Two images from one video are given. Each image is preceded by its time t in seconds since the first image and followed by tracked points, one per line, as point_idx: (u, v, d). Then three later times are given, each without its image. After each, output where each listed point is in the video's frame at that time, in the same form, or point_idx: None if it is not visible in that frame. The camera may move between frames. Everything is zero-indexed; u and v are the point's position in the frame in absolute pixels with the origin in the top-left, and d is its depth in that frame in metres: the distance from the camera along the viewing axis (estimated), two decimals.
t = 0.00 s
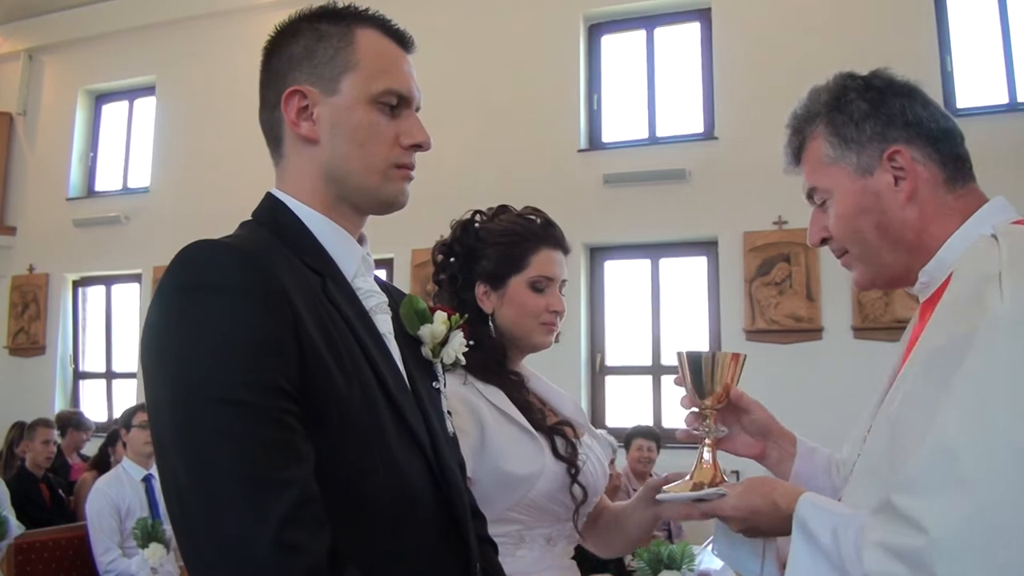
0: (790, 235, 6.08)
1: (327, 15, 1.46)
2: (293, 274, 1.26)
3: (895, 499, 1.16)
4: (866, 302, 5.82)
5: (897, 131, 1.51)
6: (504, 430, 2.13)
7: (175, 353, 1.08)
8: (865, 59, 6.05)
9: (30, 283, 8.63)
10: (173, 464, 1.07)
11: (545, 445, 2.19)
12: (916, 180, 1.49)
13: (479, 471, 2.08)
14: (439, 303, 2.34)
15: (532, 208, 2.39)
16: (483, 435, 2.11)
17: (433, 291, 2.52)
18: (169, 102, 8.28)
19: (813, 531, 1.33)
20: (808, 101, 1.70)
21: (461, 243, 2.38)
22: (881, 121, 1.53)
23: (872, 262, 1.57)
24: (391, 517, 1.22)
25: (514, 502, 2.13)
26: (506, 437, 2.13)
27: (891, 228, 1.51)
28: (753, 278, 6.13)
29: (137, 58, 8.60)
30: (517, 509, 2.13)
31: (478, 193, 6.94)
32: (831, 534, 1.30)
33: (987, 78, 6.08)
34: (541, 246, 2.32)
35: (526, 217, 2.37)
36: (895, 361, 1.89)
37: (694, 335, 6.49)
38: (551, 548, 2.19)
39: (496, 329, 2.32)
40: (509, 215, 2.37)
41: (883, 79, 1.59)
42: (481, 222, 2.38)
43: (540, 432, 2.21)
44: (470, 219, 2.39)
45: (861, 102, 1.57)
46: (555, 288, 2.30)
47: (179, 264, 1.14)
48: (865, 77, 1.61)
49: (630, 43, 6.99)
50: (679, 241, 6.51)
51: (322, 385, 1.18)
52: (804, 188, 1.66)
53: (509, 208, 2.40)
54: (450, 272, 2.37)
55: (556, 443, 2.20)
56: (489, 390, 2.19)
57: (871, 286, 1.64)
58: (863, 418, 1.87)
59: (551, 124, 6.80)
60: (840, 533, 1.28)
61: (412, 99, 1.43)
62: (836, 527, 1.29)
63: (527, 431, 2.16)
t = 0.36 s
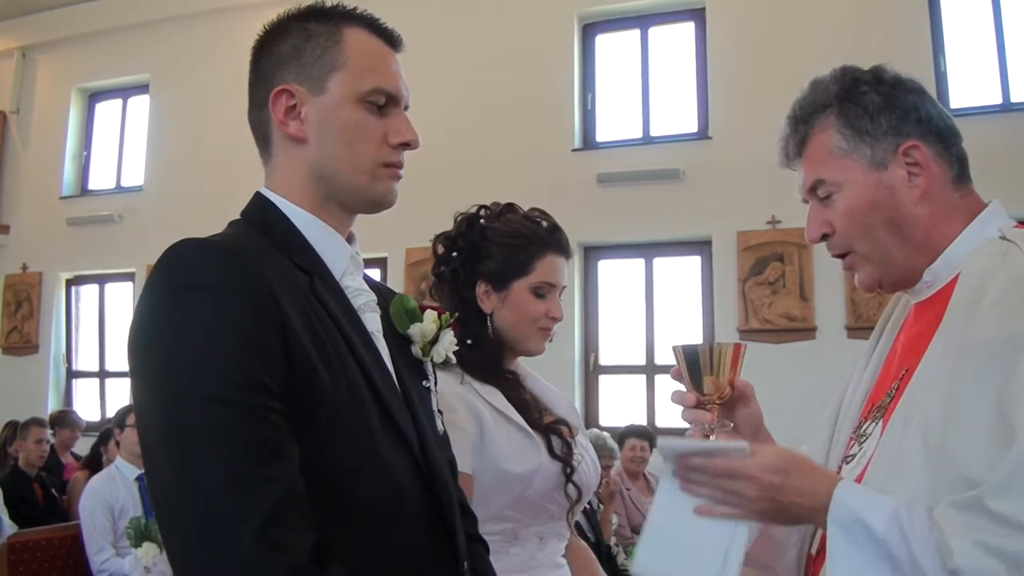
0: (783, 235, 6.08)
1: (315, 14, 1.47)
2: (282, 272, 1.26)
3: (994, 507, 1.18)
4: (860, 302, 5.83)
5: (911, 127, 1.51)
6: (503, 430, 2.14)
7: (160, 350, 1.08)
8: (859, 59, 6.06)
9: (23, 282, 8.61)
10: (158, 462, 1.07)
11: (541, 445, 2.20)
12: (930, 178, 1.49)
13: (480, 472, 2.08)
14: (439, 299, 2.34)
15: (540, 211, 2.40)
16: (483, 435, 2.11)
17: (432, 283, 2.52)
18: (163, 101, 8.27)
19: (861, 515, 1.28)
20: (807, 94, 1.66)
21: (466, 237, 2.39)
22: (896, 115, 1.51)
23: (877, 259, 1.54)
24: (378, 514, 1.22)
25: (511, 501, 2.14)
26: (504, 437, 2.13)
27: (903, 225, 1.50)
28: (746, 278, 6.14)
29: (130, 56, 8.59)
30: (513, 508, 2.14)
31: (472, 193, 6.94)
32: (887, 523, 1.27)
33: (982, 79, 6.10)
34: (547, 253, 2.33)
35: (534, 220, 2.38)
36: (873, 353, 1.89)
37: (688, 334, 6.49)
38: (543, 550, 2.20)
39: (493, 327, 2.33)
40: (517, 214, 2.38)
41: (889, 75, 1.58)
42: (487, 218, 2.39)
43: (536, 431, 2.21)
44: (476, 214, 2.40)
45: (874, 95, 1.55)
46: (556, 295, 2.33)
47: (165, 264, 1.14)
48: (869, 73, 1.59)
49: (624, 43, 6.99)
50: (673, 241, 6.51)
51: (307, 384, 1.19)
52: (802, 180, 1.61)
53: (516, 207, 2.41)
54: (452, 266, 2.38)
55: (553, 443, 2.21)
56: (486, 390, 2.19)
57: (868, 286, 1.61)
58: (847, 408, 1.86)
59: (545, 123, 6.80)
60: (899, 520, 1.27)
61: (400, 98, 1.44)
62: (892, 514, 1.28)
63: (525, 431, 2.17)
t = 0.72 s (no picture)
0: (770, 237, 6.10)
1: (304, 15, 1.47)
2: (265, 273, 1.26)
3: (926, 456, 1.16)
4: (847, 304, 5.85)
5: (917, 112, 1.45)
6: (488, 432, 2.14)
7: (141, 351, 1.08)
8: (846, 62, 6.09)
9: (10, 283, 8.58)
10: (136, 461, 1.07)
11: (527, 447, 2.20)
12: (935, 166, 1.44)
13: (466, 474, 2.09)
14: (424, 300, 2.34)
15: (525, 214, 2.41)
16: (468, 437, 2.11)
17: (417, 284, 2.51)
18: (151, 101, 8.25)
19: (805, 434, 1.28)
20: (807, 74, 1.58)
21: (452, 239, 2.39)
22: (903, 99, 1.45)
23: (874, 248, 1.48)
24: (359, 516, 1.22)
25: (496, 503, 2.15)
26: (490, 440, 2.13)
27: (904, 213, 1.44)
28: (734, 280, 6.16)
29: (118, 56, 8.56)
30: (497, 510, 2.15)
31: (461, 195, 6.94)
32: (829, 445, 1.26)
33: (968, 83, 6.14)
34: (532, 255, 2.34)
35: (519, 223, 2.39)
36: (863, 349, 1.90)
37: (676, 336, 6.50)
38: (527, 553, 2.22)
39: (478, 329, 2.33)
40: (504, 217, 2.39)
41: (895, 57, 1.51)
42: (473, 220, 2.39)
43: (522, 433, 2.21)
44: (462, 216, 2.40)
45: (882, 76, 1.48)
46: (541, 297, 2.33)
47: (150, 261, 1.14)
48: (875, 54, 1.53)
49: (613, 45, 7.01)
50: (661, 243, 6.52)
51: (290, 386, 1.19)
52: (799, 163, 1.54)
53: (503, 210, 2.42)
54: (438, 266, 2.37)
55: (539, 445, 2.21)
56: (471, 391, 2.19)
57: (860, 276, 1.55)
58: (836, 404, 1.86)
59: (534, 125, 6.80)
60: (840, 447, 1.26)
61: (387, 101, 1.45)
62: (837, 439, 1.27)
63: (510, 433, 2.17)
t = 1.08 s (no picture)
0: (756, 245, 6.12)
1: (282, 21, 1.49)
2: (245, 280, 1.27)
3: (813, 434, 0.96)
4: (833, 311, 5.88)
5: (903, 73, 1.18)
6: (470, 437, 2.15)
7: (122, 357, 1.09)
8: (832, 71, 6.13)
9: None
10: (115, 466, 1.07)
11: (508, 452, 2.21)
12: (924, 136, 1.16)
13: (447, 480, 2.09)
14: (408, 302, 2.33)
15: (510, 224, 2.42)
16: (451, 445, 2.11)
17: (398, 287, 2.50)
18: (138, 106, 8.24)
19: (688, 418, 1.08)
20: (788, 34, 1.31)
21: (439, 243, 2.38)
22: (887, 59, 1.18)
23: (847, 228, 1.21)
24: (338, 523, 1.22)
25: (478, 510, 2.15)
26: (472, 446, 2.14)
27: (885, 191, 1.17)
28: (720, 287, 6.17)
29: (105, 61, 8.55)
30: (480, 517, 2.16)
31: (447, 201, 6.94)
32: (708, 424, 1.06)
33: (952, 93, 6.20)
34: (517, 264, 2.36)
35: (504, 232, 2.40)
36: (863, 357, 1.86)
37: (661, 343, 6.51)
38: (510, 559, 2.22)
39: (459, 334, 2.33)
40: (490, 225, 2.40)
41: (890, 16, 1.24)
42: (459, 226, 2.39)
43: (504, 439, 2.22)
44: (449, 221, 2.40)
45: (864, 34, 1.20)
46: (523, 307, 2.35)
47: (129, 267, 1.15)
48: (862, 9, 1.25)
49: (600, 53, 7.02)
50: (647, 250, 6.53)
51: (270, 393, 1.19)
52: (773, 134, 1.26)
53: (488, 219, 2.43)
54: (424, 270, 2.37)
55: (521, 451, 2.22)
56: (453, 397, 2.19)
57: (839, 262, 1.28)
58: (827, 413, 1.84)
59: (521, 133, 6.81)
60: (718, 427, 1.06)
61: (366, 107, 1.46)
62: (715, 418, 1.06)
63: (493, 439, 2.18)
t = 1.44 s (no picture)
0: (738, 256, 6.15)
1: (265, 30, 1.50)
2: (226, 293, 1.29)
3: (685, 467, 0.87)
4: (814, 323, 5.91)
5: (879, 38, 1.07)
6: (447, 447, 2.17)
7: (100, 372, 1.13)
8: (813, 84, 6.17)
9: None
10: (94, 478, 1.12)
11: (485, 462, 2.24)
12: (882, 112, 1.05)
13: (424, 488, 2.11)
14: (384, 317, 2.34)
15: (483, 233, 2.44)
16: (429, 455, 2.14)
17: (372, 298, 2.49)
18: (121, 113, 8.21)
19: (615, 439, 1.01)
20: None
21: (413, 257, 2.39)
22: (865, 17, 1.08)
23: (791, 202, 1.13)
24: (316, 537, 1.23)
25: (455, 520, 2.17)
26: (449, 455, 2.17)
27: (828, 164, 1.08)
28: (703, 298, 6.20)
29: (89, 68, 8.52)
30: (457, 526, 2.18)
31: (429, 210, 6.93)
32: (628, 446, 0.99)
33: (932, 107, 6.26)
34: (492, 274, 2.38)
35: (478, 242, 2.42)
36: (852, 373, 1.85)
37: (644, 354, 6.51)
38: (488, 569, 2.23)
39: (436, 346, 2.35)
40: (465, 236, 2.41)
41: None
42: (433, 238, 2.41)
43: (481, 449, 2.26)
44: (423, 234, 2.40)
45: None
46: (500, 315, 2.38)
47: (107, 280, 1.19)
48: None
49: (583, 64, 7.05)
50: (630, 261, 6.54)
51: (247, 404, 1.21)
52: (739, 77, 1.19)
53: (462, 230, 2.44)
54: (398, 284, 2.38)
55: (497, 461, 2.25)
56: (431, 408, 2.22)
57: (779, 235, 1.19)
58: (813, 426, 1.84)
59: (504, 144, 6.83)
60: (638, 449, 0.99)
61: (349, 117, 1.47)
62: (639, 441, 0.99)
63: (471, 448, 2.21)
